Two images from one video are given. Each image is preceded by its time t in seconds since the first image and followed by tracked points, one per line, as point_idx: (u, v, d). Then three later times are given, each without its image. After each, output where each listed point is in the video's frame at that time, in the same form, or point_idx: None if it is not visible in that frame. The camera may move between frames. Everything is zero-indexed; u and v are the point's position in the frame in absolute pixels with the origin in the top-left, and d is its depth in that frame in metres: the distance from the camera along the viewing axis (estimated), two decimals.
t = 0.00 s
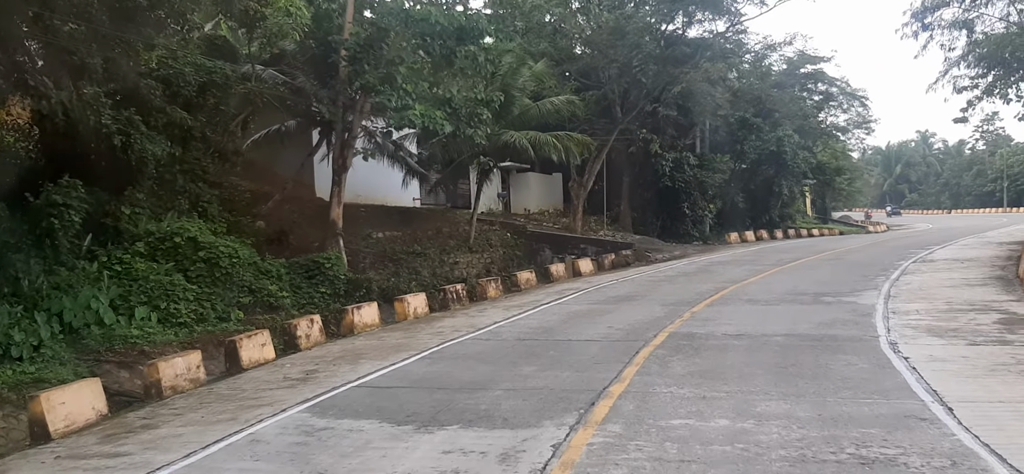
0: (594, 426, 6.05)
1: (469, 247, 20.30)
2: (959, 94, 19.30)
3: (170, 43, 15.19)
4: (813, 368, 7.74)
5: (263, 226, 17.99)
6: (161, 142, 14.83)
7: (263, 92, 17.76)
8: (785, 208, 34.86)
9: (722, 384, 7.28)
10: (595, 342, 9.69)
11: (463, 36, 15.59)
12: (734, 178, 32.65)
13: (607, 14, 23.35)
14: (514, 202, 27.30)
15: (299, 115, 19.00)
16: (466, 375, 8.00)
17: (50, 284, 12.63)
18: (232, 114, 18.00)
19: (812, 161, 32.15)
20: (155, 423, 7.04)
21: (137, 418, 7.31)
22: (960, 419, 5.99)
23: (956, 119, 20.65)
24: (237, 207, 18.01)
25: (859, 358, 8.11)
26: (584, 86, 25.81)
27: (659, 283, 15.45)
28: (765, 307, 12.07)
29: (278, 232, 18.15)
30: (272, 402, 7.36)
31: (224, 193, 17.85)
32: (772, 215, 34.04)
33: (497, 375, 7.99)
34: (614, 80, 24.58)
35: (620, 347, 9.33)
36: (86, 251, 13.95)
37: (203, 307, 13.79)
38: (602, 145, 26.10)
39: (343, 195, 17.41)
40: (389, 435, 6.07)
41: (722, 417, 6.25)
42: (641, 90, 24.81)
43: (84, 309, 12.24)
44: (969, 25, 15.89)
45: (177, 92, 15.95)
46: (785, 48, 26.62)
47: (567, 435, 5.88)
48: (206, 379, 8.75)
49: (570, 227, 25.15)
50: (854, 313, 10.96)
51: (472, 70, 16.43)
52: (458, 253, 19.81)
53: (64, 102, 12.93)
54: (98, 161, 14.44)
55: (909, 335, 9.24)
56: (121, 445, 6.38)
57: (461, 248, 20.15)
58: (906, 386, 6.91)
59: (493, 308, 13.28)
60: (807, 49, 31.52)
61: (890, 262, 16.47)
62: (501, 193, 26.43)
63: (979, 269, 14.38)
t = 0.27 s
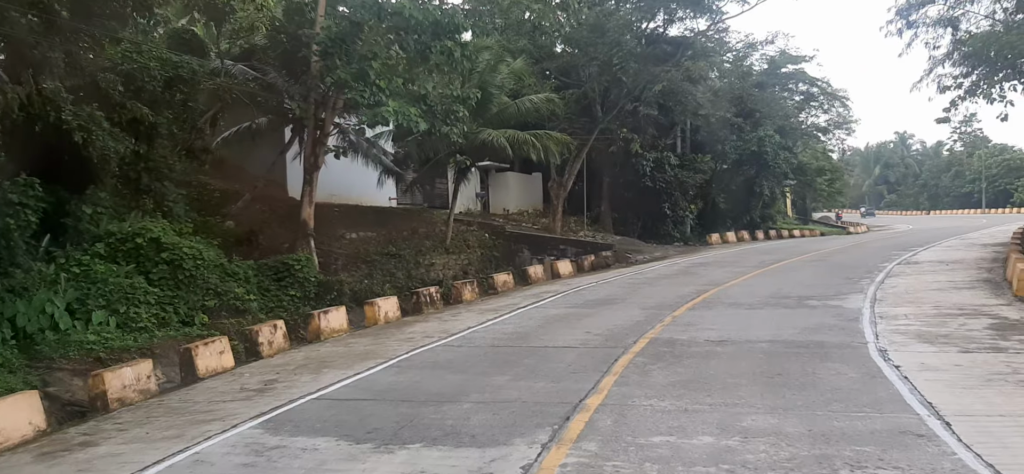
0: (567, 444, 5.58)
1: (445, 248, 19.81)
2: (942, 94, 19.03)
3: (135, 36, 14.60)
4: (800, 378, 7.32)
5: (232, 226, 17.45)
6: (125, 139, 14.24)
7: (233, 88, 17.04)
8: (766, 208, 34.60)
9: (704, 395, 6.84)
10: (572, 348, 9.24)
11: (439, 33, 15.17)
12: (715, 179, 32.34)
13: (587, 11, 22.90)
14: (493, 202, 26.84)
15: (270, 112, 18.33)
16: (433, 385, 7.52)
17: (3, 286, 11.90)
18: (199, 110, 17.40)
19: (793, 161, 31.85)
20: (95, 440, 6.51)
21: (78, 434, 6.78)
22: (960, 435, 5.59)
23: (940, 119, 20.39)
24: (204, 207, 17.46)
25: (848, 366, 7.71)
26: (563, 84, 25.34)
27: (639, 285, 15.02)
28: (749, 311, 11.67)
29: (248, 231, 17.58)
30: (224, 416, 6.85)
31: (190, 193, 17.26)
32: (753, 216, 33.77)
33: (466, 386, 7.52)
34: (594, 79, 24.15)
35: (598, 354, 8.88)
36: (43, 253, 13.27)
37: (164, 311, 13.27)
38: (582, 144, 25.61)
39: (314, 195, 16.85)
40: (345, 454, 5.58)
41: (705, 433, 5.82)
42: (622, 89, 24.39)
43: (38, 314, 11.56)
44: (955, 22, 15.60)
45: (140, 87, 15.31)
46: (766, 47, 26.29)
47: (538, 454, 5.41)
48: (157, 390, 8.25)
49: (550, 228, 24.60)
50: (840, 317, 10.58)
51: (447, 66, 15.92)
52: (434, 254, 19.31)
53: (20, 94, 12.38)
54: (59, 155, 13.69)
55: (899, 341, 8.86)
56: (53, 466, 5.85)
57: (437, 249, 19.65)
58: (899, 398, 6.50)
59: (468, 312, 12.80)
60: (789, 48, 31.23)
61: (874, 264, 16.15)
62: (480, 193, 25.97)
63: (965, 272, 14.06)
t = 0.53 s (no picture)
0: (542, 464, 5.11)
1: (421, 247, 19.28)
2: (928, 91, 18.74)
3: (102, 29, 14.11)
4: (791, 387, 6.89)
5: (201, 224, 16.97)
6: (88, 133, 13.65)
7: (204, 82, 16.62)
8: (748, 207, 34.30)
9: (690, 407, 6.39)
10: (551, 353, 8.76)
11: (414, 25, 14.69)
12: (699, 177, 31.99)
13: (568, 5, 22.44)
14: (473, 200, 26.24)
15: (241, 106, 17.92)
16: (401, 395, 7.04)
17: None
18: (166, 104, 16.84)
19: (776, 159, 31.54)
20: (30, 457, 5.96)
21: (14, 450, 6.22)
22: (965, 453, 5.16)
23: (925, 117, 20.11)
24: (172, 204, 16.97)
25: (840, 374, 7.29)
26: (545, 80, 24.85)
27: (621, 286, 14.58)
28: (734, 313, 11.24)
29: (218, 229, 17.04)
30: (173, 430, 6.33)
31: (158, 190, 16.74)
32: (737, 215, 33.45)
33: (437, 395, 7.03)
34: (576, 75, 23.69)
35: (577, 360, 8.42)
36: None
37: (126, 313, 12.73)
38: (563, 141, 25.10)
39: (285, 193, 16.36)
40: None
41: (691, 450, 5.36)
42: (605, 85, 23.91)
43: None
44: (943, 18, 15.31)
45: (104, 79, 14.68)
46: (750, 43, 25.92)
47: None
48: (107, 400, 7.72)
49: (531, 227, 23.99)
50: (830, 320, 10.17)
51: (423, 59, 15.42)
52: (411, 253, 18.81)
53: None
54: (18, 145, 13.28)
55: (890, 346, 8.46)
56: None
57: (413, 249, 19.11)
58: (896, 410, 6.08)
59: (444, 314, 12.30)
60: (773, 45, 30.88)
61: (860, 264, 15.80)
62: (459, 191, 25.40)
63: (953, 273, 13.73)
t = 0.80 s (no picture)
0: None
1: (397, 248, 18.88)
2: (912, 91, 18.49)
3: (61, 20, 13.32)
4: (778, 400, 6.48)
5: (169, 224, 16.41)
6: (47, 130, 13.01)
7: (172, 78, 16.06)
8: (729, 208, 34.06)
9: (672, 423, 5.98)
10: (525, 362, 8.33)
11: (388, 19, 14.21)
12: (680, 178, 31.68)
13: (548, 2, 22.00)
14: (450, 200, 25.84)
15: (210, 103, 17.39)
16: (364, 409, 6.59)
17: None
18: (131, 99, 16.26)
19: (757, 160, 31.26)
20: None
21: None
22: None
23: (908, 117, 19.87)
24: (138, 204, 16.40)
25: (829, 386, 6.90)
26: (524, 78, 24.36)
27: (601, 289, 14.16)
28: (717, 318, 10.85)
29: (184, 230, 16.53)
30: (115, 449, 5.85)
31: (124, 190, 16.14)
32: (718, 215, 33.17)
33: (402, 409, 6.59)
34: (556, 73, 23.26)
35: (553, 369, 7.99)
36: None
37: (83, 320, 11.90)
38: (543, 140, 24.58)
39: (255, 193, 15.90)
40: None
41: None
42: (586, 84, 23.43)
43: None
44: (929, 15, 15.03)
45: (65, 73, 13.90)
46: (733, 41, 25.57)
47: None
48: (50, 413, 7.23)
49: (510, 228, 23.47)
50: (816, 326, 9.80)
51: (398, 55, 14.90)
52: (386, 255, 18.35)
53: None
54: None
55: (880, 354, 8.09)
56: None
57: (389, 250, 18.71)
58: (892, 427, 5.69)
59: (416, 318, 11.83)
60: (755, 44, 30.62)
61: (843, 267, 15.49)
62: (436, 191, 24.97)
63: (939, 276, 13.43)
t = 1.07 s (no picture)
0: None
1: (371, 247, 18.33)
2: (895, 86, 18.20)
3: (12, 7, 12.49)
4: (764, 412, 6.06)
5: (133, 221, 15.79)
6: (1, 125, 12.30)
7: (134, 70, 15.51)
8: (710, 206, 33.74)
9: (651, 437, 5.54)
10: (496, 368, 7.86)
11: (360, 9, 14.01)
12: (660, 176, 31.32)
13: None
14: (427, 198, 25.42)
15: (175, 96, 16.79)
16: (320, 424, 6.12)
17: None
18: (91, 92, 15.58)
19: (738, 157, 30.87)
20: None
21: None
22: None
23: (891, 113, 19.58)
24: (99, 201, 15.73)
25: (818, 395, 6.48)
26: (502, 73, 23.84)
27: (580, 290, 13.71)
28: (698, 320, 10.42)
29: (148, 227, 15.90)
30: (43, 469, 5.36)
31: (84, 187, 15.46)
32: (699, 213, 32.83)
33: (361, 423, 6.12)
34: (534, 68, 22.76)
35: (526, 376, 7.54)
36: None
37: (36, 322, 11.11)
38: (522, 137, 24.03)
39: (220, 189, 15.39)
40: None
41: None
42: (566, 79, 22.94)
43: None
44: (915, 10, 14.72)
45: (21, 65, 13.20)
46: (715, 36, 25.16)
47: None
48: None
49: (487, 226, 22.93)
50: (803, 328, 9.39)
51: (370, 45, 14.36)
52: (359, 254, 17.84)
53: None
54: None
55: (869, 359, 7.70)
56: None
57: (362, 249, 18.14)
58: (887, 442, 5.28)
59: (386, 321, 11.33)
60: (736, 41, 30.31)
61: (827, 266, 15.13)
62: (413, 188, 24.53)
63: (925, 276, 13.09)
